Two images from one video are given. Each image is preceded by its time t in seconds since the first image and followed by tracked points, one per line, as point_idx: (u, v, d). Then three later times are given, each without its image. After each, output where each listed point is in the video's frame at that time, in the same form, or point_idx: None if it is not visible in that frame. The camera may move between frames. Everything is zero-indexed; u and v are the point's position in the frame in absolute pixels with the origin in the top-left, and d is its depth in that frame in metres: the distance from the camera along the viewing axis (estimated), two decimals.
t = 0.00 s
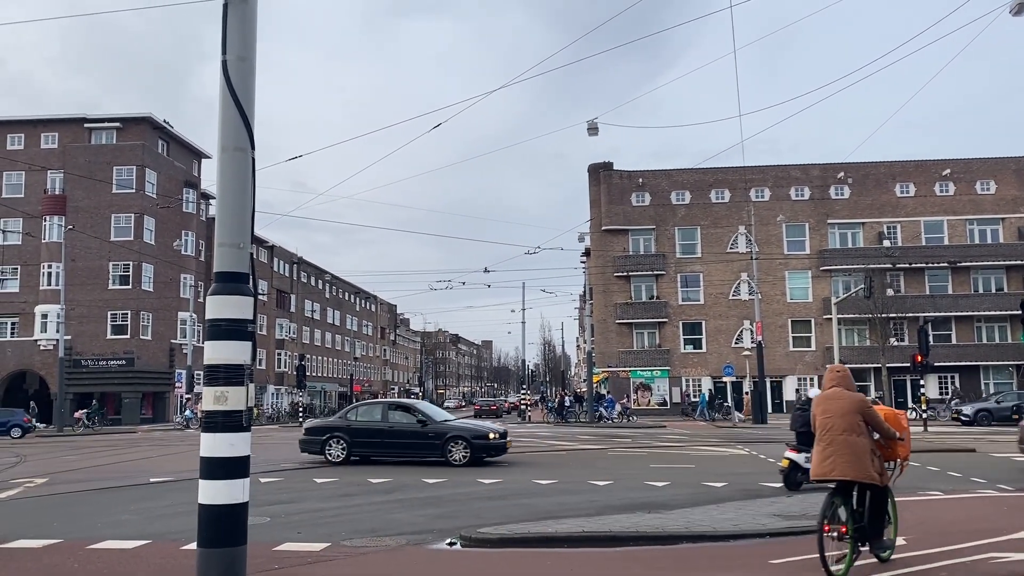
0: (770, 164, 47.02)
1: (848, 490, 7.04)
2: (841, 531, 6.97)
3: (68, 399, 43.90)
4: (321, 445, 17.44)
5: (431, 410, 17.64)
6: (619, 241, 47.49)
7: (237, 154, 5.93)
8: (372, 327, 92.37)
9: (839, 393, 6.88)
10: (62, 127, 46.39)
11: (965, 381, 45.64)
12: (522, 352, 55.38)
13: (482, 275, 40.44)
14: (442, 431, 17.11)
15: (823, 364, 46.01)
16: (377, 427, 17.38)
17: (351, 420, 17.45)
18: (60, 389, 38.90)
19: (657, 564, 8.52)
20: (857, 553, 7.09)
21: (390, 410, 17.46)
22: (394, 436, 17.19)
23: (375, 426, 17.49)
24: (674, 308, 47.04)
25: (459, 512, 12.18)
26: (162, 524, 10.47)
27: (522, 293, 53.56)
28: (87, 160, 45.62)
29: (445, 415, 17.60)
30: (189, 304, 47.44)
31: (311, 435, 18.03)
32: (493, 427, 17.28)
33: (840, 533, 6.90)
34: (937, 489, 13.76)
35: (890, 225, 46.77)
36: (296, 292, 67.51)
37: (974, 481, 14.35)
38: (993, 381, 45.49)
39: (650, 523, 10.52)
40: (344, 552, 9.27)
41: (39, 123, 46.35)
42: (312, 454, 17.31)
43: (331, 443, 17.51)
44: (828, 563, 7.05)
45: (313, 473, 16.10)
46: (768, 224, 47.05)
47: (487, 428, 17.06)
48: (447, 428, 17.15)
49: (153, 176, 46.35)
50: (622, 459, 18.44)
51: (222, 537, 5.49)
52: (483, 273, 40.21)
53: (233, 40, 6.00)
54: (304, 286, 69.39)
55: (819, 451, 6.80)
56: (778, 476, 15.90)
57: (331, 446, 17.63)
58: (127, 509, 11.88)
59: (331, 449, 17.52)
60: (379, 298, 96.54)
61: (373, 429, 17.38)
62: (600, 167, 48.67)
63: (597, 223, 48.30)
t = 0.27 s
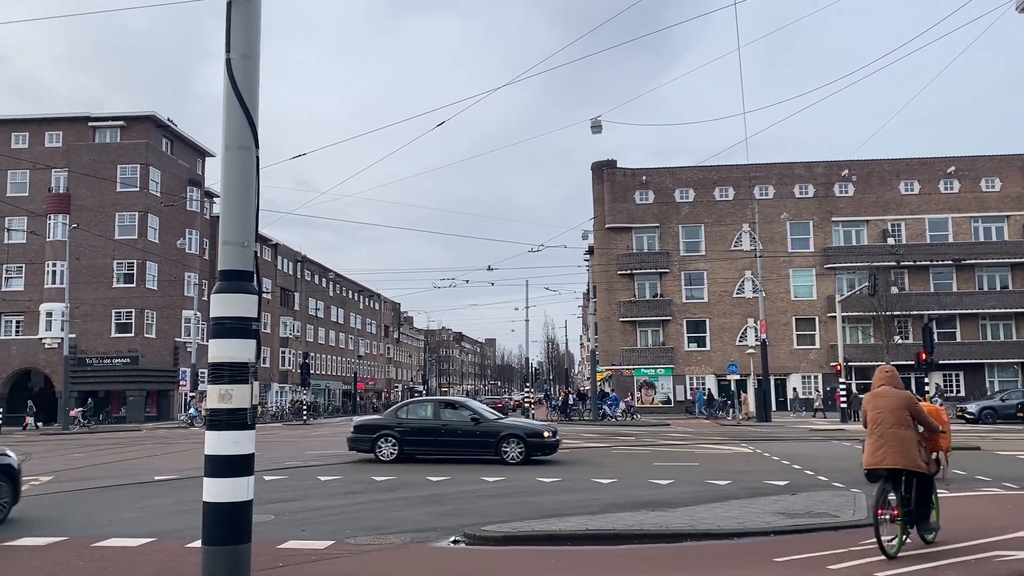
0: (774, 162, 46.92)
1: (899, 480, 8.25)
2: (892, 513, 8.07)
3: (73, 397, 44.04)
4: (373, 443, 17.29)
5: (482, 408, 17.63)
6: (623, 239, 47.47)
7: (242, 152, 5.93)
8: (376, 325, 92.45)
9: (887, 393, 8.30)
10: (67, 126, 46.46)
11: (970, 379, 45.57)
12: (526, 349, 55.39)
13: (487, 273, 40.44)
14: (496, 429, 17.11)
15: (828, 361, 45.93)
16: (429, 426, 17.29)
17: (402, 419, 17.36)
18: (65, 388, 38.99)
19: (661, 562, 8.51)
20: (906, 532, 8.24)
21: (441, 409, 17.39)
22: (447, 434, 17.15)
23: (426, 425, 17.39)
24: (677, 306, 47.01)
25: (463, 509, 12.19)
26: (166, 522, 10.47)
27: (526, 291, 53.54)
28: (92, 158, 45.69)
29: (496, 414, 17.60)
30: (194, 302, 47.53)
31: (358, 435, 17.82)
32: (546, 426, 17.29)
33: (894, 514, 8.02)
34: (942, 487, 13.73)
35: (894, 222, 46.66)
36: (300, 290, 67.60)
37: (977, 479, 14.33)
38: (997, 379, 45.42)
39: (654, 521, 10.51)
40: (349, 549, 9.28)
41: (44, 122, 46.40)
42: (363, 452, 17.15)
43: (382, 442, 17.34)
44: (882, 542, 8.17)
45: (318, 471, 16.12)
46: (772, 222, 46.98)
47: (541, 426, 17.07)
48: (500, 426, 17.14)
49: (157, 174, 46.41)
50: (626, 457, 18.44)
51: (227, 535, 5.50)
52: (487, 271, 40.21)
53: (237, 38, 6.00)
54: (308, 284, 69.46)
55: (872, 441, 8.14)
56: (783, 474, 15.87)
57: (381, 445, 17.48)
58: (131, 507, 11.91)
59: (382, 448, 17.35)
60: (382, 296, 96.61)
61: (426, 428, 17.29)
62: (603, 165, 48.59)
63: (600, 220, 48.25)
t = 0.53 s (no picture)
0: (778, 159, 46.81)
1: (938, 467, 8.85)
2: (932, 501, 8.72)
3: (77, 394, 44.17)
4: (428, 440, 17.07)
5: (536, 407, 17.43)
6: (626, 237, 47.44)
7: (246, 150, 5.94)
8: (379, 323, 92.53)
9: (924, 390, 8.78)
10: (70, 124, 46.50)
11: (974, 376, 45.49)
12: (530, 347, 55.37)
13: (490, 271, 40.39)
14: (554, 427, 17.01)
15: (832, 359, 45.86)
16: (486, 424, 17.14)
17: (458, 417, 17.16)
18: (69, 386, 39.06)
19: (665, 560, 8.51)
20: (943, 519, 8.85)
21: (498, 407, 17.27)
22: (504, 432, 16.95)
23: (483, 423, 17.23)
24: (681, 304, 46.98)
25: (468, 507, 12.19)
26: (172, 520, 10.49)
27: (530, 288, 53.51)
28: (96, 157, 45.76)
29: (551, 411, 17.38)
30: (198, 300, 47.61)
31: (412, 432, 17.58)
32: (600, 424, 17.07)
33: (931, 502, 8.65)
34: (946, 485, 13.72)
35: (898, 220, 46.56)
36: (304, 288, 67.66)
37: (983, 476, 14.30)
38: (1001, 376, 45.36)
39: (659, 518, 10.50)
40: (353, 546, 9.29)
41: (48, 120, 46.45)
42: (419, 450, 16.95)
43: (439, 439, 17.08)
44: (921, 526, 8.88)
45: (322, 469, 16.12)
46: (776, 219, 46.90)
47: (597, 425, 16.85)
48: (558, 425, 16.94)
49: (161, 172, 46.47)
50: (629, 454, 18.44)
51: (232, 532, 5.51)
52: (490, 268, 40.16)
53: (241, 36, 6.01)
54: (311, 282, 69.51)
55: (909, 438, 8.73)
56: (787, 471, 15.86)
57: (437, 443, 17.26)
58: (136, 505, 11.93)
59: (438, 446, 17.08)
60: (386, 294, 96.64)
61: (481, 426, 17.08)
62: (607, 162, 48.50)
63: (604, 218, 48.20)
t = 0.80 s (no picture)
0: (781, 157, 46.72)
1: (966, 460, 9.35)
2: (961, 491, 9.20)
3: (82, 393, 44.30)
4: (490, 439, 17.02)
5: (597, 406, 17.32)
6: (629, 235, 47.43)
7: (249, 149, 5.94)
8: (382, 321, 92.60)
9: (952, 389, 9.43)
10: (74, 123, 46.56)
11: (978, 374, 45.41)
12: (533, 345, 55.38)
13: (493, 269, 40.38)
14: (619, 425, 16.90)
15: (836, 357, 45.84)
16: (549, 423, 17.04)
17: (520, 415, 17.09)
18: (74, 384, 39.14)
19: (668, 558, 8.51)
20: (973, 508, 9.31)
21: (560, 405, 17.18)
22: (567, 430, 16.87)
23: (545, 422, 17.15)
24: (684, 302, 46.95)
25: (471, 505, 12.21)
26: (176, 518, 10.51)
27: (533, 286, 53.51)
28: (99, 155, 45.82)
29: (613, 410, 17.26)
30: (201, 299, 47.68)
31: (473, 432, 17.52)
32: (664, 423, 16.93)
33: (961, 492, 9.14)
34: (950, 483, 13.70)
35: (902, 217, 46.47)
36: (307, 287, 67.73)
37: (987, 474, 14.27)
38: (1006, 374, 45.27)
39: (662, 516, 10.50)
40: (357, 544, 9.31)
41: (52, 119, 46.51)
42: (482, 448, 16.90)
43: (501, 438, 17.04)
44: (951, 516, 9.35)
45: (326, 467, 16.15)
46: (780, 217, 46.83)
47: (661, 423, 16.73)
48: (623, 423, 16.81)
49: (165, 171, 46.50)
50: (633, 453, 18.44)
51: (236, 530, 5.52)
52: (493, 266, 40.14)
53: (244, 35, 6.01)
54: (315, 280, 69.56)
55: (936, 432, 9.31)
56: (790, 469, 15.84)
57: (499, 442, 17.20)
58: (141, 502, 11.98)
59: (501, 444, 17.03)
60: (389, 293, 96.66)
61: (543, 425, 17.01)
62: (610, 160, 48.43)
63: (607, 216, 48.18)
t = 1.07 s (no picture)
0: (784, 155, 46.65)
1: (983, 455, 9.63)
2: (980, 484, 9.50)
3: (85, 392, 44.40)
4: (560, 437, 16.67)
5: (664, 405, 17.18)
6: (632, 234, 47.42)
7: (252, 148, 5.95)
8: (385, 321, 92.65)
9: (970, 387, 9.75)
10: (77, 122, 46.63)
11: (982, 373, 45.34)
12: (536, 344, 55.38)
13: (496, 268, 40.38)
14: (689, 425, 16.75)
15: (839, 356, 45.79)
16: (619, 423, 16.80)
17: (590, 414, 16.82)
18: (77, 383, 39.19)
19: (672, 556, 8.50)
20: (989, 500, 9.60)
21: (628, 405, 16.95)
22: (639, 429, 16.66)
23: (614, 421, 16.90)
24: (687, 301, 46.90)
25: (474, 504, 12.21)
26: (180, 517, 10.53)
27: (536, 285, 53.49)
28: (102, 155, 45.89)
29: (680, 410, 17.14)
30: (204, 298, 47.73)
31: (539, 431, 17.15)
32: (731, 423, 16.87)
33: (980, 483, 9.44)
34: (953, 481, 13.70)
35: (905, 216, 46.39)
36: (310, 286, 67.76)
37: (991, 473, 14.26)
38: (1009, 373, 45.19)
39: (665, 515, 10.49)
40: (361, 543, 9.32)
41: (55, 119, 46.58)
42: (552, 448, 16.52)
43: (571, 438, 16.67)
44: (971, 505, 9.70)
45: (329, 466, 16.17)
46: (782, 216, 46.78)
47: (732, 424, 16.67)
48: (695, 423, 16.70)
49: (168, 170, 46.56)
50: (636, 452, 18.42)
51: (240, 529, 5.52)
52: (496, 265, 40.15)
53: (247, 34, 6.01)
54: (317, 279, 69.60)
55: (959, 428, 9.57)
56: (794, 468, 15.83)
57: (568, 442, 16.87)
58: (145, 501, 12.00)
59: (570, 444, 16.69)
60: (392, 292, 96.67)
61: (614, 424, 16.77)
62: (612, 159, 48.39)
63: (610, 215, 48.19)
